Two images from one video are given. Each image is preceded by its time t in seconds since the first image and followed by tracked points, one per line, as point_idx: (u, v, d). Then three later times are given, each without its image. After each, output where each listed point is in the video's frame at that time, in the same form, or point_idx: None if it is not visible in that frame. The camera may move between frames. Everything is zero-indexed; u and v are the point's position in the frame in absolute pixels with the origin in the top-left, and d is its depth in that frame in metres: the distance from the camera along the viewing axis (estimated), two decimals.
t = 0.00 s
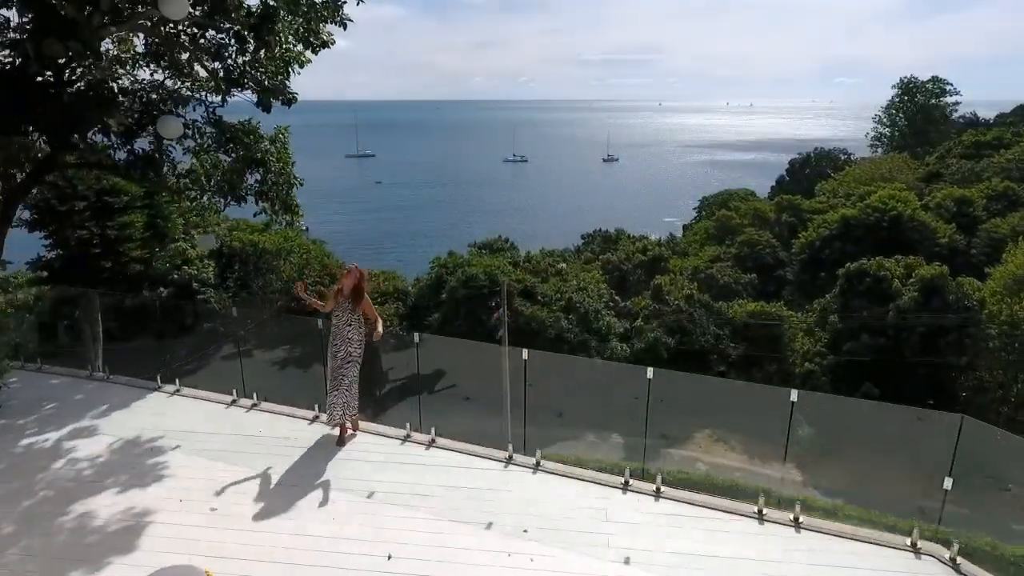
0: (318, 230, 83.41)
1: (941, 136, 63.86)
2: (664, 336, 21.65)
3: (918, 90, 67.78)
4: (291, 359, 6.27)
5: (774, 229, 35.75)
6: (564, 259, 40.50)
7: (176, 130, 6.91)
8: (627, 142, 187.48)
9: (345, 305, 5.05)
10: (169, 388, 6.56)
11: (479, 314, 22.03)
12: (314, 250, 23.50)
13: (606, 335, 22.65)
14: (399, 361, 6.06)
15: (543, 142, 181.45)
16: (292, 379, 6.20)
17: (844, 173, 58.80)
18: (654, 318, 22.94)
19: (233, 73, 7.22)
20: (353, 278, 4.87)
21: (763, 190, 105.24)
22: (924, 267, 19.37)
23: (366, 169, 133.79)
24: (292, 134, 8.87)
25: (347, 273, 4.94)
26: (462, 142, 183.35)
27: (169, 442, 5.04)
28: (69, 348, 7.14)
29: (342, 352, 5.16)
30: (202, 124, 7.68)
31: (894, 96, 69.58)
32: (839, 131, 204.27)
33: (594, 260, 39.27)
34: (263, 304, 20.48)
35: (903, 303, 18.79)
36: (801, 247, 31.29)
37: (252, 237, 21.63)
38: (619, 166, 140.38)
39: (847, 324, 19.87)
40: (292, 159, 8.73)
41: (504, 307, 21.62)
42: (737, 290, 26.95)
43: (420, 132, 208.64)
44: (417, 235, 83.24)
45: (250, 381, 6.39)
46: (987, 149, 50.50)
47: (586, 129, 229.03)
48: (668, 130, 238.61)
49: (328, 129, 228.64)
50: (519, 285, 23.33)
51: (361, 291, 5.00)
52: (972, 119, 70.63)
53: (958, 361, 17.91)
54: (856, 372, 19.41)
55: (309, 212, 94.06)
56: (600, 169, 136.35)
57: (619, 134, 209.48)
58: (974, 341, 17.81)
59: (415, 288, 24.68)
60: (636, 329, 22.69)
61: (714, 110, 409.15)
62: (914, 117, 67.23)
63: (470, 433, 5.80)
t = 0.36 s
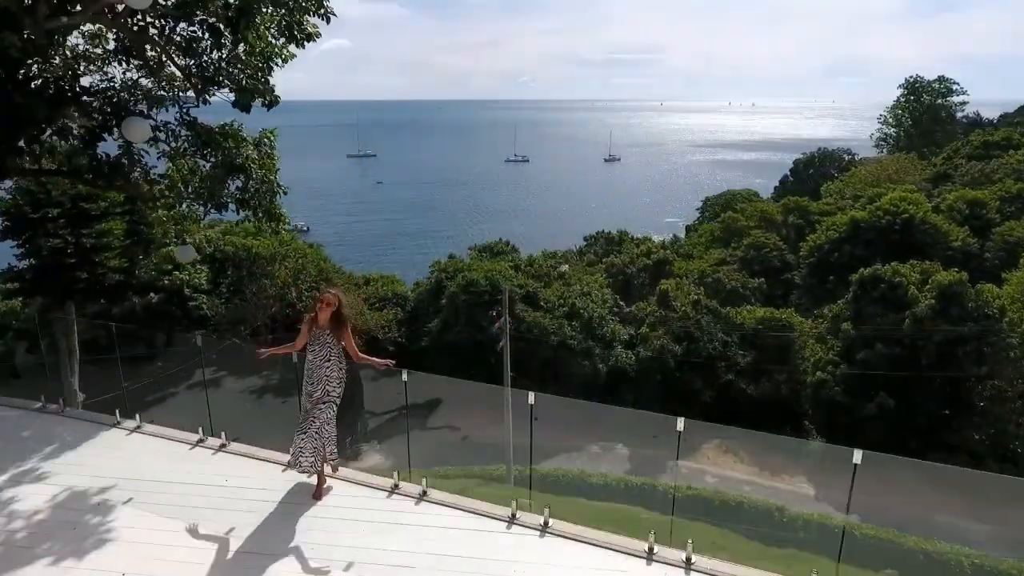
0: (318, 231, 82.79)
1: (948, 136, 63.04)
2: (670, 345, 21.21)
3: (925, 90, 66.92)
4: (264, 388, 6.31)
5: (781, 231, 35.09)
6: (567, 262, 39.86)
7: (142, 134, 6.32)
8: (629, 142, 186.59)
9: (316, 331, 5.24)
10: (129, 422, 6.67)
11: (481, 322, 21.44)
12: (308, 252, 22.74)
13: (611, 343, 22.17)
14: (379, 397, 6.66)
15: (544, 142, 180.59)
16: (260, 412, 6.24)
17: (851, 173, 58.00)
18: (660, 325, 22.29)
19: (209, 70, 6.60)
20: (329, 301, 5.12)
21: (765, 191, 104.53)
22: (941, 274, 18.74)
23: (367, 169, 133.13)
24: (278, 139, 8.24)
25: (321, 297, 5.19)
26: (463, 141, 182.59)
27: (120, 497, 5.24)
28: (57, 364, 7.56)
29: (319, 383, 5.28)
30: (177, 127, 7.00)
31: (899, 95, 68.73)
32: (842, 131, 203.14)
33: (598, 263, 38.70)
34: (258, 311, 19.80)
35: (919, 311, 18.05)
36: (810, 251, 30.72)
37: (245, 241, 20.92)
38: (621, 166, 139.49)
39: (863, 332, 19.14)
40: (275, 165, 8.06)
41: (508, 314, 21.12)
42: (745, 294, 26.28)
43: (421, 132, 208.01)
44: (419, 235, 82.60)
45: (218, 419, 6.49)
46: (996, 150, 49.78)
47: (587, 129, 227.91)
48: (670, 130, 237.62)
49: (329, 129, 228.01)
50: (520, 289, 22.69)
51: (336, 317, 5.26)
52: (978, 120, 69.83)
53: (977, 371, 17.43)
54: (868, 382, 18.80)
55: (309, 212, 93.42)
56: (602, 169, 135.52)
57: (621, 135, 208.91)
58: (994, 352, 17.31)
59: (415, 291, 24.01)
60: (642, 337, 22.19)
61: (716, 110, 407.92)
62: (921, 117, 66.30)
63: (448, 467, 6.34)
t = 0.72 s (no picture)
0: (316, 232, 81.95)
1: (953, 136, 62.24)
2: (676, 352, 20.52)
3: (928, 90, 66.05)
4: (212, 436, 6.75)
5: (786, 233, 34.44)
6: (567, 265, 39.15)
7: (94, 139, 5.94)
8: (628, 142, 185.93)
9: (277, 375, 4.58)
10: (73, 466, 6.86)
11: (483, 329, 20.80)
12: (300, 256, 21.88)
13: (615, 350, 21.60)
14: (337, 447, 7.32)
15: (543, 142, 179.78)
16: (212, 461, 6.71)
17: (855, 174, 57.26)
18: (667, 332, 21.41)
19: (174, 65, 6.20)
20: (288, 340, 4.44)
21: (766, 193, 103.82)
22: (959, 280, 18.05)
23: (366, 169, 132.34)
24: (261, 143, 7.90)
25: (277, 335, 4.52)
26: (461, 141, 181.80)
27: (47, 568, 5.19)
28: (28, 384, 9.47)
29: (283, 433, 4.66)
30: (141, 128, 6.63)
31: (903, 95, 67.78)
32: (844, 131, 202.42)
33: (599, 266, 38.00)
34: (248, 319, 18.93)
35: (936, 319, 17.43)
36: (816, 255, 30.13)
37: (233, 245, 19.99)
38: (621, 166, 138.72)
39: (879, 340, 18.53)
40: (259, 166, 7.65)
41: (509, 321, 20.53)
42: (752, 298, 25.54)
43: (420, 132, 207.29)
44: (418, 236, 81.89)
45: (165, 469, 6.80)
46: (1003, 150, 49.11)
47: (587, 129, 227.06)
48: (670, 129, 237.00)
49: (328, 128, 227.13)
50: (521, 295, 22.01)
51: (300, 361, 4.59)
52: (982, 120, 69.19)
53: (998, 382, 16.79)
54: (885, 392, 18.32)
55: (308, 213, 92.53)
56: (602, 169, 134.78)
57: (620, 135, 208.62)
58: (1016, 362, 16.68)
59: (413, 295, 23.31)
60: (647, 344, 21.59)
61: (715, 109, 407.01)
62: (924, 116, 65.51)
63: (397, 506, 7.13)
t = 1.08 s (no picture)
0: (314, 233, 81.10)
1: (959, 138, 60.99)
2: (682, 362, 19.73)
3: (934, 90, 63.77)
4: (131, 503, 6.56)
5: (792, 236, 33.72)
6: (568, 268, 38.37)
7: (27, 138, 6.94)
8: (629, 143, 185.07)
9: (215, 440, 3.84)
10: None
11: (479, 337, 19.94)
12: (293, 261, 21.15)
13: (619, 358, 20.98)
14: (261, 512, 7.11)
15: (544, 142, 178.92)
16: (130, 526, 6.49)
17: (860, 176, 56.54)
18: (672, 340, 20.65)
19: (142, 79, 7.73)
20: (230, 402, 3.72)
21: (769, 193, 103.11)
22: (977, 288, 17.35)
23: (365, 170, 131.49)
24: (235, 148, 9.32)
25: (218, 393, 3.79)
26: (461, 141, 180.86)
27: None
28: None
29: (223, 516, 3.89)
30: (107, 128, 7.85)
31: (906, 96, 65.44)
32: (846, 131, 201.58)
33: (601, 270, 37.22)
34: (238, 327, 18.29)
35: (954, 329, 16.75)
36: (823, 259, 29.47)
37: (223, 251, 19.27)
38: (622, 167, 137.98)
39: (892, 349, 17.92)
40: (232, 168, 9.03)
41: (509, 329, 19.86)
42: (759, 304, 24.80)
43: (420, 132, 206.56)
44: (418, 237, 81.20)
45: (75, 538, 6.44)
46: (1010, 151, 48.43)
47: (587, 129, 226.22)
48: (670, 130, 236.20)
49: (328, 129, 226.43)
50: (521, 301, 21.37)
51: (244, 428, 3.84)
52: (988, 121, 68.47)
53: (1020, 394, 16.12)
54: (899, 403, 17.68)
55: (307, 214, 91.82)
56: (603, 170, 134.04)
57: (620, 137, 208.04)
58: None
59: (411, 301, 22.67)
60: (651, 353, 20.95)
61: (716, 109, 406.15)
62: (929, 118, 63.93)
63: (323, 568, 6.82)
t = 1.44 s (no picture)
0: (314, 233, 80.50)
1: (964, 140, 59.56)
2: (690, 371, 18.97)
3: (938, 89, 62.31)
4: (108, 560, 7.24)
5: (799, 239, 33.03)
6: (569, 271, 37.75)
7: None
8: (630, 143, 184.32)
9: (114, 557, 4.10)
10: None
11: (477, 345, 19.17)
12: (286, 266, 20.49)
13: (623, 367, 20.33)
14: None
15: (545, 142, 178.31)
16: None
17: (865, 176, 55.88)
18: (678, 348, 19.96)
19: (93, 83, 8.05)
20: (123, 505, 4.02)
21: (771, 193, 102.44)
22: (997, 296, 16.68)
23: (365, 170, 130.85)
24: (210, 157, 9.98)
25: (102, 501, 4.13)
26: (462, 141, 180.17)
27: None
28: None
29: None
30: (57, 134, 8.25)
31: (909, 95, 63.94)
32: (850, 132, 200.76)
33: (603, 274, 36.61)
34: (229, 336, 17.68)
35: (974, 339, 16.11)
36: (831, 262, 28.78)
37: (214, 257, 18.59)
38: (623, 167, 137.32)
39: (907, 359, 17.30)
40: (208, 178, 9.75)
41: (509, 338, 19.20)
42: (767, 309, 24.10)
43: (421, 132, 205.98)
44: (418, 237, 80.54)
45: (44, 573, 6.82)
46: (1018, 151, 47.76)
47: (588, 130, 225.56)
48: (671, 130, 235.47)
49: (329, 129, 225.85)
50: (522, 308, 20.73)
51: (142, 535, 4.13)
52: (993, 121, 67.81)
53: None
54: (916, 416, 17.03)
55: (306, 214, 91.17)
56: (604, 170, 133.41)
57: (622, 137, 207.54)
58: None
59: (408, 307, 22.02)
60: (656, 361, 20.30)
61: (716, 110, 405.29)
62: (934, 118, 62.88)
63: None
